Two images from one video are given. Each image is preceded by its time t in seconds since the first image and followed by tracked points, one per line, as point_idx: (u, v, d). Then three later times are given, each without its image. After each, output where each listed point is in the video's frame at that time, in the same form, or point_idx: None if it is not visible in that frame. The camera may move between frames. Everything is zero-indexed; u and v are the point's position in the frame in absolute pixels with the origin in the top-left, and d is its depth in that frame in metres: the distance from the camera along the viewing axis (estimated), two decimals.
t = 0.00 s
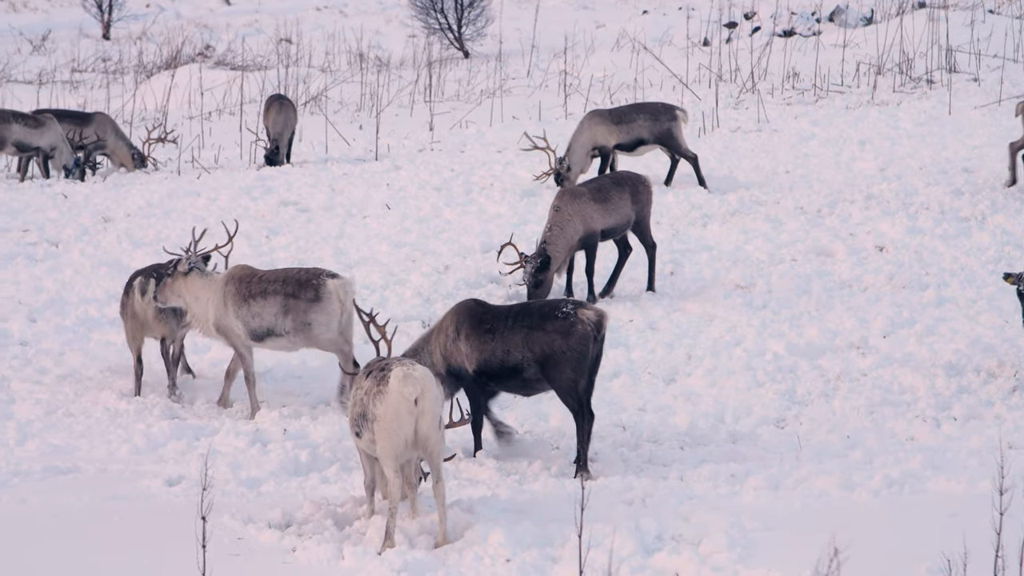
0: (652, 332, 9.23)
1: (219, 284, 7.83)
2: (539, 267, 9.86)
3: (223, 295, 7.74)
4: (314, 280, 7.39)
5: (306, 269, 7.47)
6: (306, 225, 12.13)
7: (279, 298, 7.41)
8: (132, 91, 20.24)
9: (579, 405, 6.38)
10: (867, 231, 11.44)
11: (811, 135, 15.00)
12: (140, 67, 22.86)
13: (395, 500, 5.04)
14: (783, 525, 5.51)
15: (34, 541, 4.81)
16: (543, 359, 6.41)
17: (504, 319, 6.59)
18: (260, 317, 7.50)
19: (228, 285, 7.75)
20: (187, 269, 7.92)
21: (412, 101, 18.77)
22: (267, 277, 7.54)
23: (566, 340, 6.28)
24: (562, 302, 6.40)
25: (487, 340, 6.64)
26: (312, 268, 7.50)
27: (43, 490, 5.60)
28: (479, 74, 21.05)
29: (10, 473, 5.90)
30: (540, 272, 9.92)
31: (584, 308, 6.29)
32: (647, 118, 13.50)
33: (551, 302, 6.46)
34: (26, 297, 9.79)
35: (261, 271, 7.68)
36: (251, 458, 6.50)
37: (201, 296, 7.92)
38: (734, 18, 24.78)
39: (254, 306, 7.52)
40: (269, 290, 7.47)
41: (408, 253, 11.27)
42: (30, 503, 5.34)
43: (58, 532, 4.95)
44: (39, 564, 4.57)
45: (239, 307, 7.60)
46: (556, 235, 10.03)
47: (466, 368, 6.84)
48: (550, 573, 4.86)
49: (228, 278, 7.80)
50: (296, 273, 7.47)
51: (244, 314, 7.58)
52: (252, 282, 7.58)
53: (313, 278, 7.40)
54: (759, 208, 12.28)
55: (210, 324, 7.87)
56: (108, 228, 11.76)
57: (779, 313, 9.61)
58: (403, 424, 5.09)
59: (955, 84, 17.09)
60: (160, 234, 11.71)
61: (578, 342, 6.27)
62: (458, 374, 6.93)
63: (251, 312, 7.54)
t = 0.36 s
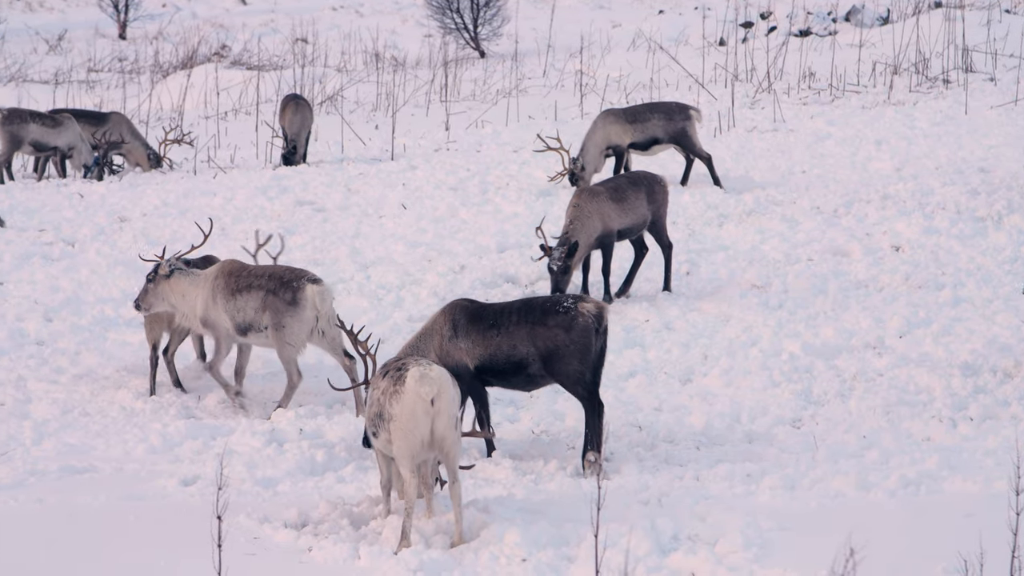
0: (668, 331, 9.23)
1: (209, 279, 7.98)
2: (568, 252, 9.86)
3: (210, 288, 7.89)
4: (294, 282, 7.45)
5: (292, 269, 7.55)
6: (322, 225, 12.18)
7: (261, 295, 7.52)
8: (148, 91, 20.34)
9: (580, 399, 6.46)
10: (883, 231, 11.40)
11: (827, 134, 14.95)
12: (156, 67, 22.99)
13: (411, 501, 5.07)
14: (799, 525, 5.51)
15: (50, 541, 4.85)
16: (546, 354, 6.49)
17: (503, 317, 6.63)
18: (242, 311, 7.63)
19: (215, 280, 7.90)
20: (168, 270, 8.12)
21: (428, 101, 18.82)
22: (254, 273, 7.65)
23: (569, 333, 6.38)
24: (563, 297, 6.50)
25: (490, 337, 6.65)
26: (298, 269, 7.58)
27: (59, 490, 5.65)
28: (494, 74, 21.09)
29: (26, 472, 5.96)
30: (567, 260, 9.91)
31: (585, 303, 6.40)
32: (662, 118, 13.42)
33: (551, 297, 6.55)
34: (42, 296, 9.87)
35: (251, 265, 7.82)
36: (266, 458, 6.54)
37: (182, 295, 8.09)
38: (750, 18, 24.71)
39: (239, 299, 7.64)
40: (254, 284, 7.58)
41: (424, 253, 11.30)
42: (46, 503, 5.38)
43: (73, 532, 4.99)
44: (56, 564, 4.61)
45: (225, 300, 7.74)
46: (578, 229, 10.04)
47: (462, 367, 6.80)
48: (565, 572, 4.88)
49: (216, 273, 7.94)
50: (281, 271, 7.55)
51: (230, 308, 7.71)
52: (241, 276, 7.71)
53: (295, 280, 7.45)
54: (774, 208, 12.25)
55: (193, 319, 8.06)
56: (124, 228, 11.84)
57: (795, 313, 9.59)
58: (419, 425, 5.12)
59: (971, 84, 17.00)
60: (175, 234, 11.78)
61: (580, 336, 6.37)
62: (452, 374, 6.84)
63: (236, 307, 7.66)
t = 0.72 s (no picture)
0: (689, 332, 9.22)
1: (194, 279, 8.01)
2: (603, 251, 9.83)
3: (196, 287, 7.93)
4: (285, 278, 7.51)
5: (282, 266, 7.61)
6: (343, 226, 12.24)
7: (249, 292, 7.54)
8: (170, 91, 20.50)
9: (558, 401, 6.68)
10: (905, 232, 11.33)
11: (849, 135, 14.88)
12: (178, 67, 23.16)
13: (433, 501, 5.10)
14: (821, 526, 5.50)
15: (72, 541, 4.91)
16: (527, 354, 6.66)
17: (487, 315, 6.78)
18: (231, 311, 7.62)
19: (201, 279, 7.93)
20: (151, 284, 8.31)
21: (449, 102, 18.86)
22: (240, 272, 7.68)
23: (552, 336, 6.56)
24: (551, 298, 6.68)
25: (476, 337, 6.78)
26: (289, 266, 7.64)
27: (82, 490, 5.72)
28: (516, 75, 21.11)
29: (49, 471, 6.03)
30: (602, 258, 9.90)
31: (572, 305, 6.59)
32: (680, 118, 13.51)
33: (539, 297, 6.72)
34: (65, 296, 9.98)
35: (235, 265, 7.86)
36: (288, 458, 6.59)
37: (166, 302, 8.25)
38: (771, 18, 24.63)
39: (226, 300, 7.64)
40: (240, 284, 7.60)
41: (445, 253, 11.34)
42: (69, 503, 5.45)
43: (96, 532, 5.05)
44: (78, 564, 4.67)
45: (210, 300, 7.75)
46: (611, 227, 10.03)
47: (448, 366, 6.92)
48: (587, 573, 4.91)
49: (202, 273, 7.96)
50: (270, 268, 7.62)
51: (213, 308, 7.72)
52: (226, 276, 7.73)
53: (285, 274, 7.52)
54: (796, 209, 12.21)
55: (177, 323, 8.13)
56: (146, 228, 11.94)
57: (816, 314, 9.56)
58: (441, 425, 5.15)
59: (994, 85, 16.89)
60: (197, 234, 11.88)
61: (563, 339, 6.58)
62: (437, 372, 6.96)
63: (223, 307, 7.66)
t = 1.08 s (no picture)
0: (716, 333, 9.22)
1: (174, 285, 8.00)
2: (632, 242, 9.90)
3: (179, 292, 7.91)
4: (284, 277, 7.56)
5: (274, 266, 7.65)
6: (371, 226, 12.33)
7: (242, 293, 7.56)
8: (199, 92, 20.71)
9: (561, 399, 6.72)
10: (933, 233, 11.26)
11: (877, 136, 14.80)
12: (206, 67, 23.41)
13: (461, 502, 5.15)
14: (848, 527, 5.50)
15: (99, 541, 5.00)
16: (526, 353, 6.69)
17: (479, 315, 6.80)
18: (225, 314, 7.63)
19: (182, 284, 7.92)
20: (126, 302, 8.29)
21: (476, 103, 18.93)
22: (228, 275, 7.70)
23: (551, 334, 6.60)
24: (546, 297, 6.72)
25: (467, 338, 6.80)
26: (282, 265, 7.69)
27: (110, 490, 5.80)
28: (543, 76, 21.14)
29: (77, 471, 6.13)
30: (631, 250, 9.95)
31: (568, 301, 6.66)
32: (705, 117, 13.53)
33: (532, 296, 6.76)
34: (94, 296, 10.12)
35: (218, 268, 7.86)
36: (316, 459, 6.66)
37: (146, 315, 8.24)
38: (799, 19, 24.56)
39: (217, 303, 7.64)
40: (231, 286, 7.62)
41: (472, 254, 11.40)
42: (95, 503, 5.53)
43: (123, 532, 5.13)
44: (105, 563, 4.76)
45: (199, 304, 7.74)
46: (649, 228, 10.01)
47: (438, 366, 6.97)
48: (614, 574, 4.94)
49: (184, 277, 7.95)
50: (260, 269, 7.64)
51: (205, 311, 7.71)
52: (212, 279, 7.74)
53: (282, 274, 7.58)
54: (823, 210, 12.16)
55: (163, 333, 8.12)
56: (173, 229, 12.09)
57: (844, 315, 9.53)
58: (468, 426, 5.20)
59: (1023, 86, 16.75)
60: (224, 234, 12.01)
61: (561, 336, 6.61)
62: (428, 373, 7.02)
63: (215, 310, 7.66)
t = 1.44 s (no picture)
0: (750, 334, 9.20)
1: (172, 287, 8.06)
2: (668, 238, 9.89)
3: (181, 293, 8.00)
4: (288, 275, 7.80)
5: (276, 264, 7.90)
6: (404, 226, 12.43)
7: (250, 290, 7.79)
8: (233, 92, 20.94)
9: (576, 396, 6.77)
10: (968, 234, 11.17)
11: (910, 137, 14.69)
12: (240, 68, 23.66)
13: (494, 503, 5.19)
14: (882, 527, 5.49)
15: (132, 540, 5.10)
16: (537, 353, 6.70)
17: (480, 317, 6.77)
18: (232, 311, 7.83)
19: (182, 285, 8.01)
20: (116, 320, 8.16)
21: (509, 104, 18.98)
22: (231, 273, 7.89)
23: (563, 334, 6.64)
24: (552, 296, 6.75)
25: (467, 341, 6.78)
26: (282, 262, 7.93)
27: (143, 490, 5.91)
28: (576, 76, 21.16)
29: (111, 471, 6.24)
30: (665, 246, 9.96)
31: (576, 300, 6.71)
32: (736, 114, 13.58)
33: (536, 296, 6.76)
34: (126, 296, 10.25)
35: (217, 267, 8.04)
36: (349, 459, 6.74)
37: (141, 328, 8.19)
38: (832, 19, 24.44)
39: (224, 300, 7.82)
40: (238, 284, 7.82)
41: (506, 254, 11.44)
42: (130, 503, 5.63)
43: (155, 532, 5.22)
44: (139, 562, 4.86)
45: (207, 303, 7.89)
46: (687, 226, 10.00)
47: (436, 367, 6.96)
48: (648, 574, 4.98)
49: (182, 278, 8.04)
50: (265, 268, 7.87)
51: (214, 310, 7.88)
52: (215, 278, 7.90)
53: (287, 271, 7.82)
54: (857, 210, 12.10)
55: (164, 339, 8.13)
56: (207, 229, 12.24)
57: (877, 316, 9.47)
58: (499, 427, 5.24)
59: None
60: (257, 235, 12.15)
61: (573, 334, 6.66)
62: (427, 374, 7.00)
63: (222, 307, 7.84)
